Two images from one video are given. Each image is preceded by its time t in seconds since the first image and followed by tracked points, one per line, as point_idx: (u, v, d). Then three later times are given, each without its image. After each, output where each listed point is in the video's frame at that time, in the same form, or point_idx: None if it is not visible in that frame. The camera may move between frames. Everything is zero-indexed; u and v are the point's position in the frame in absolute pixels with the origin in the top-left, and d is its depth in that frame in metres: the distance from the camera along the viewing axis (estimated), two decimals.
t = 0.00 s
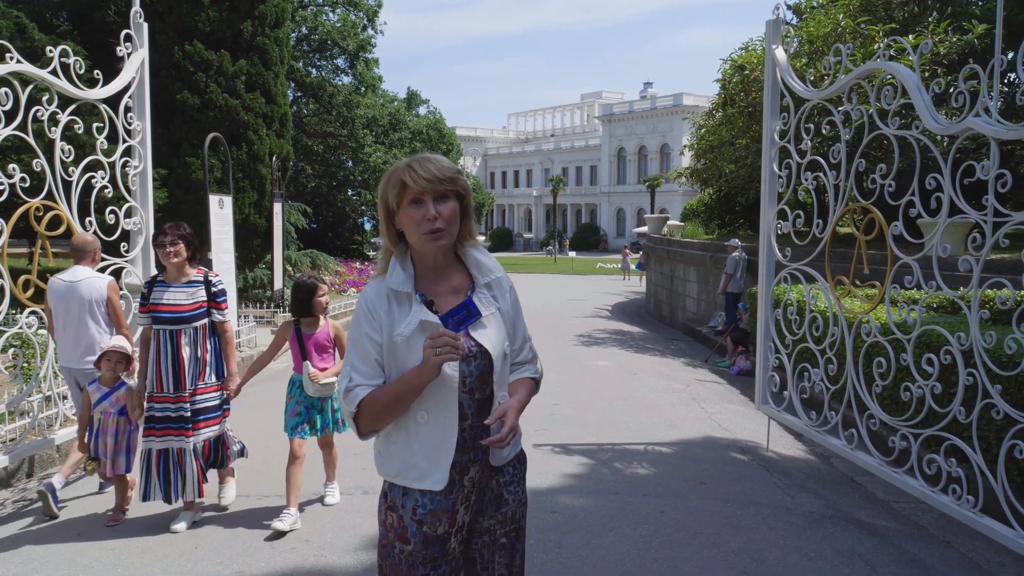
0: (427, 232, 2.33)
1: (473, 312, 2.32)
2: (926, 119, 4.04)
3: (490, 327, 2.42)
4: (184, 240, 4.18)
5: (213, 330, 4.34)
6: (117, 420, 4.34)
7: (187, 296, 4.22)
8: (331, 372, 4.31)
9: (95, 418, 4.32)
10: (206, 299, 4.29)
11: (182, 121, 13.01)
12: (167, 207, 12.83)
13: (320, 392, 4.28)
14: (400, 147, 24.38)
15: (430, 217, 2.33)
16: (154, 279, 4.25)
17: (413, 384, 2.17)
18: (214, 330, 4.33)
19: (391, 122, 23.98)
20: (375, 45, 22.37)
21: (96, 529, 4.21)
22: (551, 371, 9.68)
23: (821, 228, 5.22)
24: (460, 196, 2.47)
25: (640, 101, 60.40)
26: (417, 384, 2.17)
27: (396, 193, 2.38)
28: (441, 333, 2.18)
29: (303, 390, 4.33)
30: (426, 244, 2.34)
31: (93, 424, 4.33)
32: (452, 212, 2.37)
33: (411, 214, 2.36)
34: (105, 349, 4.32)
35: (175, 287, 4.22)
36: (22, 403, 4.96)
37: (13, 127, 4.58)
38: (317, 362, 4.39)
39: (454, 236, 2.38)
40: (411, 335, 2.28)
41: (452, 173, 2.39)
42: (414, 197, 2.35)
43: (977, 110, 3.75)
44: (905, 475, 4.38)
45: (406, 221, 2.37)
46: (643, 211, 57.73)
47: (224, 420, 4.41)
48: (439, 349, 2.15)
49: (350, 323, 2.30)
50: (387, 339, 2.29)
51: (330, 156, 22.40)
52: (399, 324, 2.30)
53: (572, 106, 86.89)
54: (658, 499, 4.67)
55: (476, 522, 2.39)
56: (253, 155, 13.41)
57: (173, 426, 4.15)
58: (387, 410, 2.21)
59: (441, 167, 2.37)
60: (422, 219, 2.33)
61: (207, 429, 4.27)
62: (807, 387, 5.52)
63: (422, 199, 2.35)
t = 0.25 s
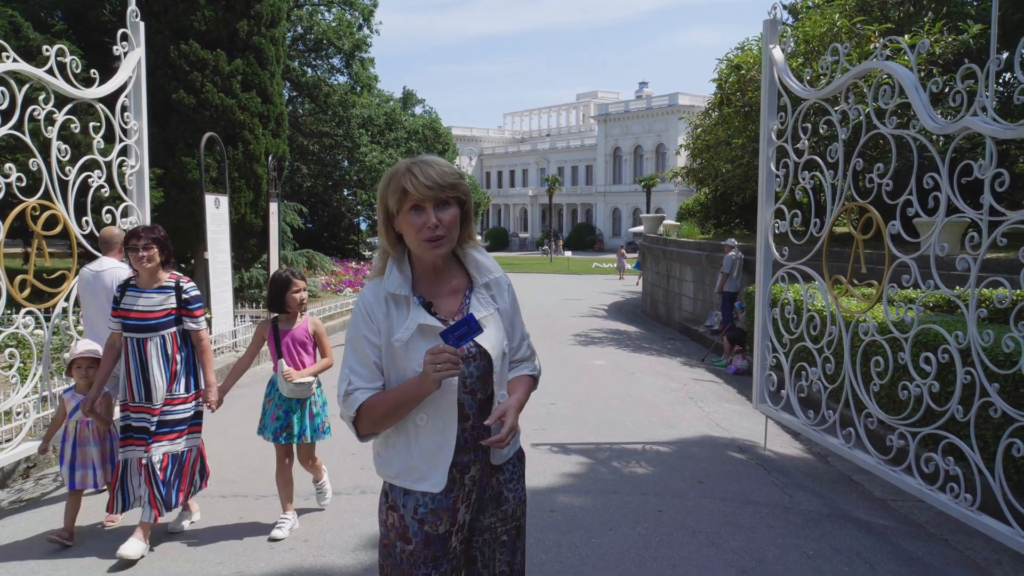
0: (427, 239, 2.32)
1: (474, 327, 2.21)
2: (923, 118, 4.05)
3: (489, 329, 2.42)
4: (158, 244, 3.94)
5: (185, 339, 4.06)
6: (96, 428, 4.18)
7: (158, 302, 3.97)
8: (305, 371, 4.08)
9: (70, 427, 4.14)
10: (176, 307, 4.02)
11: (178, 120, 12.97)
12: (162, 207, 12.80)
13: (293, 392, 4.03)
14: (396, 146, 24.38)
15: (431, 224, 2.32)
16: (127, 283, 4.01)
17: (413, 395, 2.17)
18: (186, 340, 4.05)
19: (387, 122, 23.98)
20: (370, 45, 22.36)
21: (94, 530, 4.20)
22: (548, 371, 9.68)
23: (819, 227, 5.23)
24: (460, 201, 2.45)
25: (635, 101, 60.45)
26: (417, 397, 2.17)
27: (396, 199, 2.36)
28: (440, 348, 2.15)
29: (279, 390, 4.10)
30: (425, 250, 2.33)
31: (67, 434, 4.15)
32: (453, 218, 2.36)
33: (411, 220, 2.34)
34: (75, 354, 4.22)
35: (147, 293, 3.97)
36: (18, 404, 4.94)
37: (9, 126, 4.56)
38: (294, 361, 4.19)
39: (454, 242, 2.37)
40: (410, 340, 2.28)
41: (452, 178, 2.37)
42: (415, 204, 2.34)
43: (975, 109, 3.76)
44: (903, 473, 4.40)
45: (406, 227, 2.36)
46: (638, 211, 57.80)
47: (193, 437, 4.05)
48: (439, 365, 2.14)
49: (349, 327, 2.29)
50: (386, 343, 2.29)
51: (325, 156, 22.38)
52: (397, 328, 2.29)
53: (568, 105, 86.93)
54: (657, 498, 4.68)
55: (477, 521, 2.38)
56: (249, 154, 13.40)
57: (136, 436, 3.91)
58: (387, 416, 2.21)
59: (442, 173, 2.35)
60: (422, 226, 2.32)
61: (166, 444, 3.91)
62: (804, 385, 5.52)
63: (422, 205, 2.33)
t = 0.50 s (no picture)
0: (425, 238, 2.31)
1: (474, 327, 2.20)
2: (920, 118, 4.05)
3: (487, 328, 2.41)
4: (117, 249, 3.64)
5: (148, 351, 3.76)
6: (60, 437, 3.91)
7: (119, 313, 3.67)
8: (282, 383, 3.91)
9: (32, 437, 3.87)
10: (138, 317, 3.72)
11: (172, 119, 12.92)
12: (156, 206, 12.74)
13: (271, 404, 3.89)
14: (390, 145, 24.35)
15: (429, 223, 2.31)
16: (87, 287, 3.71)
17: (411, 395, 2.16)
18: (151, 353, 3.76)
19: (381, 121, 23.95)
20: (365, 44, 22.33)
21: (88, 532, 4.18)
22: (544, 370, 9.68)
23: (815, 226, 5.23)
24: (459, 200, 2.44)
25: (629, 101, 60.51)
26: (415, 397, 2.16)
27: (394, 198, 2.35)
28: (439, 348, 2.14)
29: (255, 401, 3.94)
30: (423, 250, 2.33)
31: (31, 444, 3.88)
32: (451, 217, 2.35)
33: (409, 219, 2.33)
34: (27, 363, 3.92)
35: (108, 301, 3.68)
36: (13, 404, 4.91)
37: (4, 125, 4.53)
38: (268, 372, 4.00)
39: (451, 242, 2.36)
40: (408, 340, 2.27)
41: (451, 178, 2.35)
42: (413, 203, 2.33)
43: (971, 108, 3.79)
44: (899, 471, 4.41)
45: (404, 226, 2.35)
46: (632, 210, 57.86)
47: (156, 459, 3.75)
48: (439, 366, 2.13)
49: (346, 327, 2.28)
50: (383, 343, 2.28)
51: (320, 155, 22.34)
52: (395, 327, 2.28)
53: (562, 105, 86.96)
54: (654, 497, 4.68)
55: (475, 521, 2.38)
56: (243, 154, 13.36)
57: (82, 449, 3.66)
58: (385, 416, 2.20)
59: (440, 172, 2.34)
60: (420, 225, 2.31)
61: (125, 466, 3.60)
62: (800, 384, 5.53)
63: (420, 205, 2.32)
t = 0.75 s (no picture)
0: (421, 239, 2.31)
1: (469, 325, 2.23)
2: (915, 117, 4.06)
3: (483, 329, 2.41)
4: (79, 241, 3.55)
5: (110, 352, 3.65)
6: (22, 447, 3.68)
7: (79, 310, 3.56)
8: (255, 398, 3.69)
9: None
10: (99, 315, 3.61)
11: (166, 119, 12.87)
12: (149, 206, 12.69)
13: (242, 420, 3.65)
14: (383, 145, 24.32)
15: (425, 224, 2.31)
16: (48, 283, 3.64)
17: (408, 409, 2.15)
18: (115, 355, 3.65)
19: (375, 121, 23.92)
20: (358, 44, 22.31)
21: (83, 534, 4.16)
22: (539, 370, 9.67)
23: (810, 226, 5.24)
24: (455, 200, 2.44)
25: (623, 101, 60.55)
26: (412, 412, 2.15)
27: (389, 197, 2.34)
28: (439, 368, 2.12)
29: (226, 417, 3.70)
30: (419, 249, 2.32)
31: None
32: (446, 217, 2.35)
33: (405, 219, 2.33)
34: None
35: (68, 297, 3.57)
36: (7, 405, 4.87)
37: None
38: (243, 387, 3.79)
39: (447, 242, 2.36)
40: (404, 342, 2.27)
41: (446, 177, 2.35)
42: (408, 202, 2.32)
43: (965, 108, 3.80)
44: (894, 470, 4.42)
45: (399, 226, 2.35)
46: (626, 210, 57.91)
47: (129, 463, 3.69)
48: (439, 390, 2.12)
49: (341, 328, 2.26)
50: (379, 346, 2.27)
51: (313, 155, 22.29)
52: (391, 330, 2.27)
53: (556, 105, 86.98)
54: (649, 496, 4.68)
55: (472, 521, 2.37)
56: (237, 153, 13.32)
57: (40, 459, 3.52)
58: (381, 422, 2.19)
59: (436, 171, 2.33)
60: (416, 225, 2.31)
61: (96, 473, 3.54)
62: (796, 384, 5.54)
63: (416, 204, 2.32)
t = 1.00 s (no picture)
0: (413, 228, 2.30)
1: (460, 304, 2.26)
2: (910, 115, 4.06)
3: (478, 324, 2.40)
4: (24, 249, 3.18)
5: (66, 368, 3.25)
6: None
7: (28, 324, 3.16)
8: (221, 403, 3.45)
9: None
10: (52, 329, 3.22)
11: (159, 118, 12.81)
12: (142, 205, 12.63)
13: (206, 427, 3.41)
14: (377, 144, 24.28)
15: (417, 212, 2.29)
16: None
17: (401, 398, 2.13)
18: (70, 371, 3.25)
19: (368, 120, 23.86)
20: (352, 43, 22.29)
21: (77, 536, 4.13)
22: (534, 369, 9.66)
23: (805, 224, 5.24)
24: (447, 189, 2.43)
25: (617, 100, 60.57)
26: (405, 399, 2.13)
27: (380, 187, 2.33)
28: (431, 352, 2.12)
29: (190, 424, 3.48)
30: (412, 240, 2.31)
31: None
32: (438, 206, 2.34)
33: (397, 210, 2.32)
34: None
35: (12, 311, 3.16)
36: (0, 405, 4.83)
37: None
38: (208, 391, 3.56)
39: (440, 232, 2.35)
40: (399, 335, 2.25)
41: (437, 166, 2.34)
42: (399, 191, 2.31)
43: (960, 105, 3.80)
44: (889, 468, 4.43)
45: (392, 217, 2.33)
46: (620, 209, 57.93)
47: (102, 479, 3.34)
48: (431, 371, 2.10)
49: (335, 322, 2.25)
50: (374, 339, 2.25)
51: (307, 154, 22.23)
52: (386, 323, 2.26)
53: (550, 104, 86.99)
54: (645, 495, 4.68)
55: (469, 520, 2.36)
56: (231, 152, 13.28)
57: None
58: (375, 416, 2.17)
59: (427, 160, 2.32)
60: (408, 214, 2.30)
61: (73, 491, 3.24)
62: (791, 382, 5.55)
63: (407, 193, 2.31)
